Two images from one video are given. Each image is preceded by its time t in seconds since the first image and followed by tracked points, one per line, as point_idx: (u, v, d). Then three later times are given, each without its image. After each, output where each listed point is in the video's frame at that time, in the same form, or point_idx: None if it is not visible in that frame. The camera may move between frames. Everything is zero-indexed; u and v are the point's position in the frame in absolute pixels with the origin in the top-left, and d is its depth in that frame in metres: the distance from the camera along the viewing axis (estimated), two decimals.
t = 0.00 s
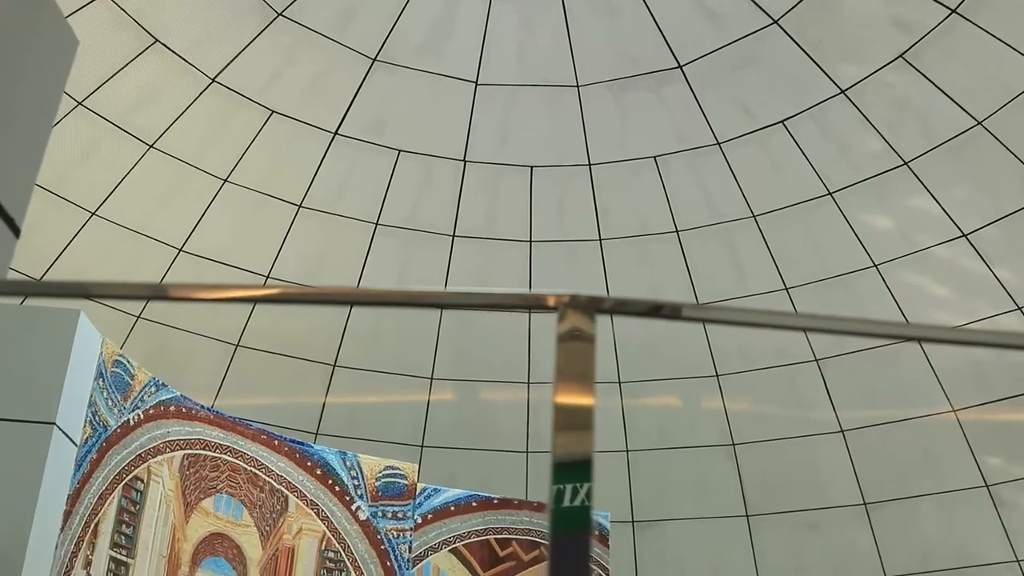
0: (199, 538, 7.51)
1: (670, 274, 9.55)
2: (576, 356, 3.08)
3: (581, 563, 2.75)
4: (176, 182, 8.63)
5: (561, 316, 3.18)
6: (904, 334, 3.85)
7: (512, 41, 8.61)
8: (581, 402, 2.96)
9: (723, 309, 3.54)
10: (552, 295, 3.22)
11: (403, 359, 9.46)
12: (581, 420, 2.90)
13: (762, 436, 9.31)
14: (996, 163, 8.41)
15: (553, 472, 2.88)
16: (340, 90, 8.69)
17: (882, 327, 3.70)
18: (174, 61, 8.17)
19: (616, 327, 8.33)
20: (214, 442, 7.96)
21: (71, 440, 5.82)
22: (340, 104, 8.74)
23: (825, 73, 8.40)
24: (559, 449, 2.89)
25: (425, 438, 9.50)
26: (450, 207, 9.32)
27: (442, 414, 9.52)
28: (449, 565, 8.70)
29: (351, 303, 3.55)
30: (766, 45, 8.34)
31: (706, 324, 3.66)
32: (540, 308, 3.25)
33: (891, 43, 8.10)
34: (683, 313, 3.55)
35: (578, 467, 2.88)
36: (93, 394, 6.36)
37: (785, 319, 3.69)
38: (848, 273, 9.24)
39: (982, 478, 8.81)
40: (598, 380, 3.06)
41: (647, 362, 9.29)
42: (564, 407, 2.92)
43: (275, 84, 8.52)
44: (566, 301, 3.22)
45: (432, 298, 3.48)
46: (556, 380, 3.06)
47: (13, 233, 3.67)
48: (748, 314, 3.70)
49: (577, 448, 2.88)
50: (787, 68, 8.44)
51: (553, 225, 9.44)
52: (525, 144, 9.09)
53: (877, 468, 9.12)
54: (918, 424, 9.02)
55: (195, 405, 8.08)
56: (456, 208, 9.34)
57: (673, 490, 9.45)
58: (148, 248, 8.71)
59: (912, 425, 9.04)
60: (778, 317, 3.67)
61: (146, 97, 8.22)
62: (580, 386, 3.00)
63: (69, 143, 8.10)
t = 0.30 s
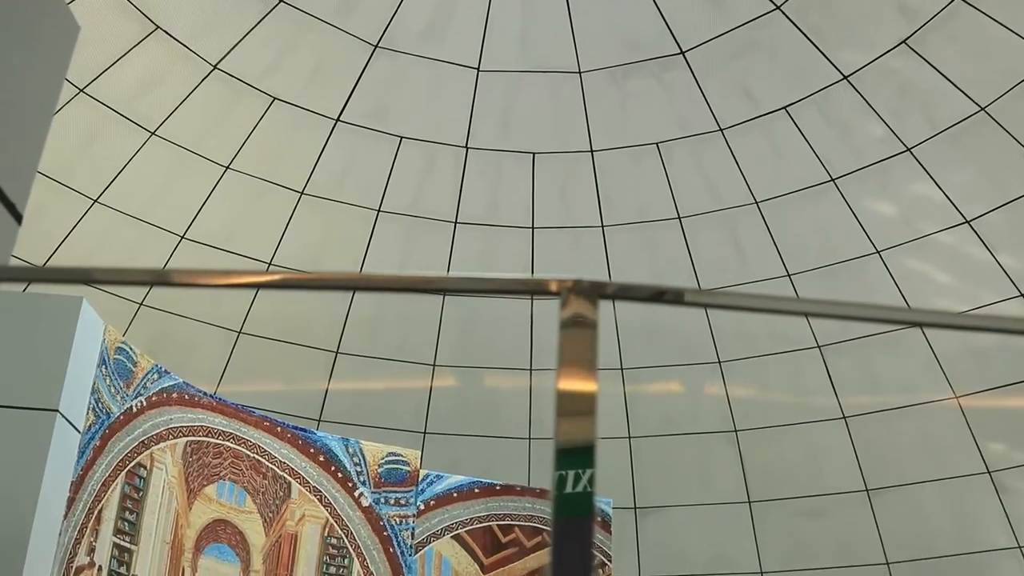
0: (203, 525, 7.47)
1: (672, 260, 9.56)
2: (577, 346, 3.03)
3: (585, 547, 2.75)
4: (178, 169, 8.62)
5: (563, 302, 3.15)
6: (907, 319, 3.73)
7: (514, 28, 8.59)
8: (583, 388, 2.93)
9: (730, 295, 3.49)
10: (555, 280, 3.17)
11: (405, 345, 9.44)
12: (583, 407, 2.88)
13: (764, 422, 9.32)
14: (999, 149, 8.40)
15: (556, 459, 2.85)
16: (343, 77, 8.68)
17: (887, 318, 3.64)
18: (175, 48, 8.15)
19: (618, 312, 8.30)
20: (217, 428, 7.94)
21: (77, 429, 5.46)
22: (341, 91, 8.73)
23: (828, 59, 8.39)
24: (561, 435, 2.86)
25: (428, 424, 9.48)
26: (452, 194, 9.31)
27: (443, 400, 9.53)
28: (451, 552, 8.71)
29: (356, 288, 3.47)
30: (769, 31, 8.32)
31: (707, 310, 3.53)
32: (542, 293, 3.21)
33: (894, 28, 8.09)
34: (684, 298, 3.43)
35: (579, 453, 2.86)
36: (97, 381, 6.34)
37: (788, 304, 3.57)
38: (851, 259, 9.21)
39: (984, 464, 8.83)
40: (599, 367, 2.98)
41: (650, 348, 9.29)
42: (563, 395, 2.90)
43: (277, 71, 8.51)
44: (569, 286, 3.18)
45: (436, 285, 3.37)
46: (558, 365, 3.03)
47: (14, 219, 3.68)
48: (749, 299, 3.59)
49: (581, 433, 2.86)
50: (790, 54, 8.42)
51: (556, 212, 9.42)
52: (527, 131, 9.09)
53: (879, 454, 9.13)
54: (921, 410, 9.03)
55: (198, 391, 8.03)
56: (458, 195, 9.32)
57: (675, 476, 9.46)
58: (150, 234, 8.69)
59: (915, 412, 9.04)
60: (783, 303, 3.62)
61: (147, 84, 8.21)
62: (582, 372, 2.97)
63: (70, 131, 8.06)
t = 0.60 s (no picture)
0: (206, 511, 7.48)
1: (674, 248, 9.52)
2: (580, 332, 3.00)
3: (587, 534, 2.72)
4: (180, 155, 8.59)
5: (565, 290, 3.11)
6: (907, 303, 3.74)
7: (517, 14, 8.60)
8: (586, 373, 2.87)
9: (728, 283, 3.49)
10: (555, 265, 3.15)
11: (406, 332, 9.43)
12: (587, 390, 2.86)
13: (766, 408, 9.35)
14: (1003, 136, 8.39)
15: (560, 444, 2.84)
16: (345, 63, 8.68)
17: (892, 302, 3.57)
18: (177, 34, 8.15)
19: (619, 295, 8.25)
20: (220, 415, 7.85)
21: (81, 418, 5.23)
22: (344, 78, 8.73)
23: (831, 45, 8.39)
24: (564, 421, 2.86)
25: (430, 410, 9.46)
26: (454, 180, 9.29)
27: (446, 387, 9.55)
28: (455, 538, 8.78)
29: (358, 275, 3.42)
30: (771, 16, 8.34)
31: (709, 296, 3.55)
32: (542, 278, 3.21)
33: (897, 14, 8.10)
34: (687, 285, 3.41)
35: (579, 439, 2.85)
36: (98, 367, 6.23)
37: (789, 291, 3.58)
38: (854, 247, 9.20)
39: (986, 451, 8.84)
40: (601, 352, 2.95)
41: (653, 335, 9.28)
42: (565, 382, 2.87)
43: (279, 57, 8.51)
44: (572, 272, 3.13)
45: (439, 270, 3.31)
46: (559, 352, 3.01)
47: (18, 207, 3.72)
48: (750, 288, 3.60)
49: (583, 418, 2.86)
50: (793, 40, 8.43)
51: (558, 198, 9.40)
52: (530, 117, 9.08)
53: (881, 441, 9.14)
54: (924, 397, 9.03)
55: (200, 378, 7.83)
56: (461, 182, 9.30)
57: (677, 462, 9.47)
58: (153, 220, 8.65)
59: (918, 399, 9.03)
60: (782, 290, 3.61)
61: (149, 71, 8.21)
62: (584, 358, 2.94)
63: (72, 117, 8.04)
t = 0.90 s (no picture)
0: (208, 498, 7.48)
1: (677, 234, 9.51)
2: (582, 316, 3.01)
3: (587, 521, 2.74)
4: (182, 142, 8.58)
5: (568, 276, 3.12)
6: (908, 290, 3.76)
7: None
8: (588, 360, 2.91)
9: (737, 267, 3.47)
10: (557, 251, 3.15)
11: (408, 319, 9.43)
12: (587, 377, 2.88)
13: (768, 394, 9.36)
14: (1006, 122, 8.38)
15: (562, 430, 2.84)
16: (347, 50, 8.67)
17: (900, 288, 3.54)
18: (179, 20, 8.14)
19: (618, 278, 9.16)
20: (222, 402, 7.81)
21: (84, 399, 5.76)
22: (345, 64, 8.72)
23: (833, 31, 8.38)
24: (566, 408, 2.85)
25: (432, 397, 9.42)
26: (455, 167, 9.28)
27: (449, 373, 9.49)
28: (456, 524, 8.79)
29: (358, 259, 3.43)
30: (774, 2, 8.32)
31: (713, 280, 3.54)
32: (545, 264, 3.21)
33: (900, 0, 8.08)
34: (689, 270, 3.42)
35: (581, 426, 2.85)
36: (100, 354, 6.30)
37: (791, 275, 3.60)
38: (856, 233, 9.18)
39: (988, 438, 8.85)
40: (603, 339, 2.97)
41: (654, 320, 9.33)
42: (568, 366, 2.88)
43: (280, 43, 8.49)
44: (574, 257, 3.16)
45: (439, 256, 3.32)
46: (563, 338, 3.00)
47: (18, 192, 3.52)
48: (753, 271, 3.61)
49: (586, 405, 2.86)
50: (795, 26, 8.41)
51: (559, 185, 9.39)
52: (532, 104, 9.07)
53: (882, 427, 9.15)
54: (926, 384, 9.03)
55: (202, 364, 7.81)
56: (462, 168, 9.29)
57: (679, 449, 9.48)
58: (154, 206, 8.63)
59: (920, 385, 9.04)
60: (786, 276, 3.57)
61: (151, 57, 8.20)
62: (586, 344, 2.95)
63: (73, 103, 8.04)
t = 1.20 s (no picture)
0: (210, 484, 7.49)
1: (678, 221, 9.50)
2: (584, 302, 3.09)
3: (589, 506, 2.77)
4: (183, 128, 8.57)
5: (569, 260, 3.20)
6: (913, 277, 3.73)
7: None
8: (589, 343, 2.97)
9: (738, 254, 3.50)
10: (560, 235, 3.25)
11: (410, 306, 9.45)
12: (588, 363, 2.91)
13: (769, 380, 9.38)
14: (1008, 108, 8.37)
15: (565, 416, 2.88)
16: (348, 37, 8.66)
17: (898, 276, 3.56)
18: (179, 6, 8.14)
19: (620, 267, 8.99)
20: (224, 388, 7.82)
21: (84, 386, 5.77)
22: (346, 50, 8.71)
23: (835, 17, 8.36)
24: (568, 393, 2.90)
25: (434, 382, 9.42)
26: (457, 153, 9.25)
27: (450, 358, 9.53)
28: (457, 510, 8.81)
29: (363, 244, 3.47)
30: None
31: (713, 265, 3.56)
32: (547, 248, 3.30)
33: None
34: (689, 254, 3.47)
35: (583, 411, 2.89)
36: (102, 340, 6.35)
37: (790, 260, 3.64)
38: (857, 220, 9.17)
39: (989, 425, 8.87)
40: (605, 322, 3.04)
41: (655, 307, 9.33)
42: (568, 351, 2.96)
43: (281, 29, 8.48)
44: (575, 241, 3.25)
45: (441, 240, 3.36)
46: (564, 321, 3.08)
47: (19, 178, 3.38)
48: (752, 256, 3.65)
49: (588, 391, 2.89)
50: (797, 12, 8.40)
51: (560, 171, 9.37)
52: (533, 90, 9.06)
53: (883, 414, 9.17)
54: (928, 370, 9.04)
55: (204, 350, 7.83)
56: (463, 153, 9.27)
57: (680, 435, 9.49)
58: (155, 192, 8.61)
59: (922, 371, 9.06)
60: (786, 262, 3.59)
61: (151, 44, 8.19)
62: (586, 328, 3.03)
63: (73, 90, 8.04)
